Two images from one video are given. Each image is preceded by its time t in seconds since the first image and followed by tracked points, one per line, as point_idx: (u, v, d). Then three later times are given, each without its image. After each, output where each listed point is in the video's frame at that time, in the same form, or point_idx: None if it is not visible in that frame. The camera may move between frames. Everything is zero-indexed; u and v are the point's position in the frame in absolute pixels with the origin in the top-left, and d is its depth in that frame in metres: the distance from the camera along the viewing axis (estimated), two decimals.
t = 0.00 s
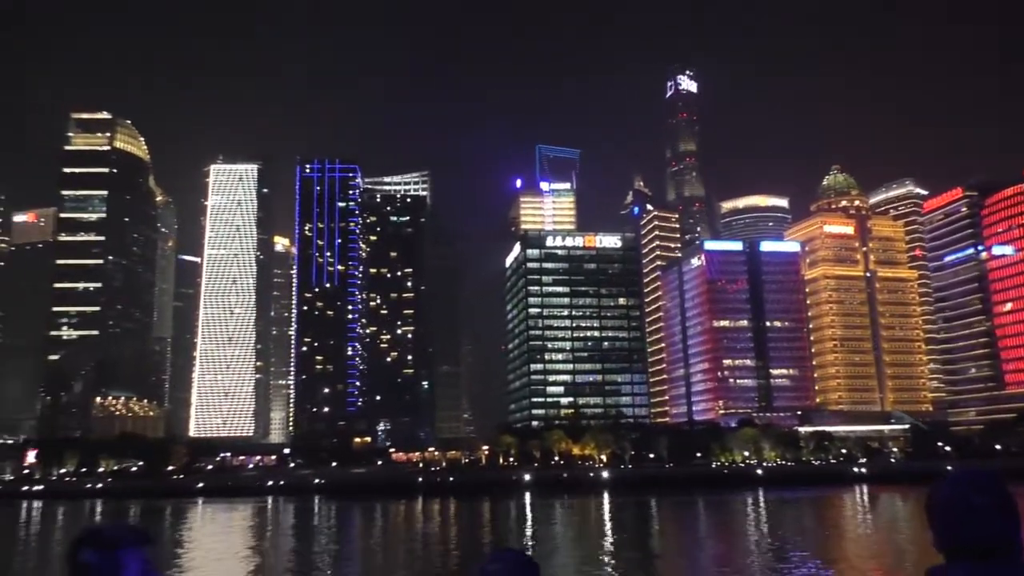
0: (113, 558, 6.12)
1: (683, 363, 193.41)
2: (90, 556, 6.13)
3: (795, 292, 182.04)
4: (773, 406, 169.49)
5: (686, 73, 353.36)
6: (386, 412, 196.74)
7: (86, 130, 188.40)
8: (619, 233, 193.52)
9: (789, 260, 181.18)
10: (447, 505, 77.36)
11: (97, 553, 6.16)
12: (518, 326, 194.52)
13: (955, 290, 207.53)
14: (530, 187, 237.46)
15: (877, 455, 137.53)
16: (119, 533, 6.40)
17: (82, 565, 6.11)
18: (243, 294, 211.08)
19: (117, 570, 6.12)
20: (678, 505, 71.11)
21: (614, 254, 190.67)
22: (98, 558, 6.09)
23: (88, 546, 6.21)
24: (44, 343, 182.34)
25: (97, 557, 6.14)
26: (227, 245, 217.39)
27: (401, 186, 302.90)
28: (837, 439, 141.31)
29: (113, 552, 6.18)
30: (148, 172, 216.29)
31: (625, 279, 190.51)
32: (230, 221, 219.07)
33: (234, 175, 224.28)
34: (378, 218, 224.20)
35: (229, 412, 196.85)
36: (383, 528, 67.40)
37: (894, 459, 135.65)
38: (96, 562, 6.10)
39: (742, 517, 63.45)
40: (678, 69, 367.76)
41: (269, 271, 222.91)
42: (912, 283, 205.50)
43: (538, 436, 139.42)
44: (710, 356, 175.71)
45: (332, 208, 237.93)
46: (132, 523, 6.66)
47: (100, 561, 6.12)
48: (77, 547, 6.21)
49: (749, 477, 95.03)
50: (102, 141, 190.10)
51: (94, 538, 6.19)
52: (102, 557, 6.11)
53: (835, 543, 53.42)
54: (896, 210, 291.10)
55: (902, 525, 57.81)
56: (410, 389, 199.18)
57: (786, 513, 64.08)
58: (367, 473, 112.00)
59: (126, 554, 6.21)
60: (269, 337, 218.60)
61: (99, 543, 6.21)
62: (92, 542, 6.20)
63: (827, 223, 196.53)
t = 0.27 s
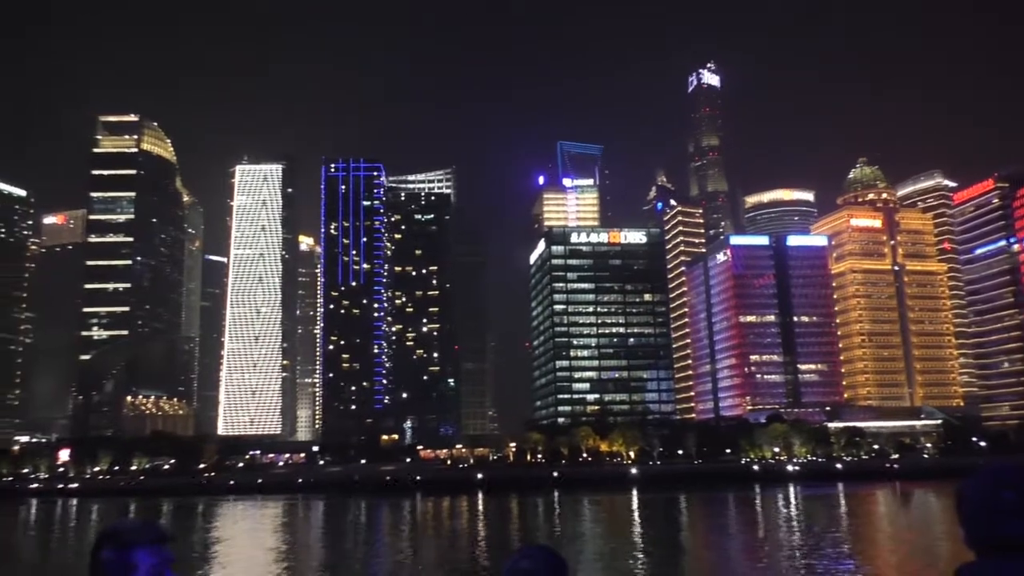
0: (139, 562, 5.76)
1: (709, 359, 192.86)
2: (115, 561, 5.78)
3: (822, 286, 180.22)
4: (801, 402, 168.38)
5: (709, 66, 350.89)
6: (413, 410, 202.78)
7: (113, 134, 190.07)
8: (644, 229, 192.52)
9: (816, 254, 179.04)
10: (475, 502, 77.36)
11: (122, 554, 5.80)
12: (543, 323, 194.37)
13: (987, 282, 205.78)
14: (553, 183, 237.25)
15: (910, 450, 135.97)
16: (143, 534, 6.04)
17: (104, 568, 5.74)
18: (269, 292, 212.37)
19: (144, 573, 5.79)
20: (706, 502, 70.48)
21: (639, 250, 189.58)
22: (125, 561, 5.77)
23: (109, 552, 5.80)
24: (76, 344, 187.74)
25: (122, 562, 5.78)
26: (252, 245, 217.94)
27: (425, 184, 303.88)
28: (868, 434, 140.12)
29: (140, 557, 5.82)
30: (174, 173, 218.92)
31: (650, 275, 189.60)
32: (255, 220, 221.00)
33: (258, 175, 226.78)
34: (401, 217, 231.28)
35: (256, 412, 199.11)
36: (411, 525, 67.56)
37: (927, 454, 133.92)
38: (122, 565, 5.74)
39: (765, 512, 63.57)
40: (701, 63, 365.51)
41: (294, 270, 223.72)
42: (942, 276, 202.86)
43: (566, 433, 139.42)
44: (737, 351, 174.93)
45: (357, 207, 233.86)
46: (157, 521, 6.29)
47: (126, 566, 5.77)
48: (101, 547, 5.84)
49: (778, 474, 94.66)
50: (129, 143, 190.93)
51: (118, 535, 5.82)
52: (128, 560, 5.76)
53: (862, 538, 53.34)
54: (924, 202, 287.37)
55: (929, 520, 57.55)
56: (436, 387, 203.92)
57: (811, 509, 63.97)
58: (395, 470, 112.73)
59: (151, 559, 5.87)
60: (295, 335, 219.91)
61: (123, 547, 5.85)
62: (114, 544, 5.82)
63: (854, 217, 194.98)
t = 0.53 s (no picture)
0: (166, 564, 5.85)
1: (736, 355, 191.67)
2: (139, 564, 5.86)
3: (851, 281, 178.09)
4: (830, 398, 166.70)
5: (732, 60, 348.58)
6: (440, 408, 205.66)
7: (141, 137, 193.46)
8: (670, 225, 191.27)
9: (844, 248, 177.31)
10: (503, 500, 77.20)
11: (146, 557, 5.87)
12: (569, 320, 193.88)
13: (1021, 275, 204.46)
14: (577, 180, 236.92)
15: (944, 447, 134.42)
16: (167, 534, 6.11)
17: None
18: (294, 292, 212.85)
19: None
20: (734, 500, 69.87)
21: (664, 246, 188.63)
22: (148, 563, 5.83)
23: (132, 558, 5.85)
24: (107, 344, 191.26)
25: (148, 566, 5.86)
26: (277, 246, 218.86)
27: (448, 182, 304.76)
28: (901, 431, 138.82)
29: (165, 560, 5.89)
30: (201, 174, 220.85)
31: (676, 272, 188.10)
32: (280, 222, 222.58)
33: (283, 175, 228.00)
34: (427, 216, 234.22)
35: (284, 411, 202.07)
36: (438, 524, 67.40)
37: (962, 451, 132.26)
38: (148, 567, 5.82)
39: (795, 510, 62.84)
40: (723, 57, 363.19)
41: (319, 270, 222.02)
42: (973, 270, 199.55)
43: (593, 430, 139.53)
44: (765, 348, 173.59)
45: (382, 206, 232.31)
46: (180, 523, 6.35)
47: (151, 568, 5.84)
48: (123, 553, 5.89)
49: (809, 471, 93.71)
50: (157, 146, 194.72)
51: (143, 537, 5.88)
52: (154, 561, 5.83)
53: (896, 537, 52.56)
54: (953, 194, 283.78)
55: (966, 519, 56.61)
56: (462, 384, 206.21)
57: (842, 507, 63.07)
58: (422, 467, 113.14)
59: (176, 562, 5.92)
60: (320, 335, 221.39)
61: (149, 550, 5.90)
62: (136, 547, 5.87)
63: (881, 211, 193.09)
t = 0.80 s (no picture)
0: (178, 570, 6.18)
1: (763, 352, 190.27)
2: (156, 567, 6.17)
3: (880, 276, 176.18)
4: (860, 395, 164.83)
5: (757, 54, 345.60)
6: (466, 406, 206.85)
7: (169, 138, 197.09)
8: (695, 221, 191.11)
9: (873, 243, 175.85)
10: (530, 497, 77.35)
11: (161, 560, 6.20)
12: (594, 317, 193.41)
13: None
14: (600, 177, 236.35)
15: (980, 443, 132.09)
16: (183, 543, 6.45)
17: None
18: (321, 291, 214.91)
19: (197, 574, 5.97)
20: (761, 498, 69.12)
21: (689, 242, 188.68)
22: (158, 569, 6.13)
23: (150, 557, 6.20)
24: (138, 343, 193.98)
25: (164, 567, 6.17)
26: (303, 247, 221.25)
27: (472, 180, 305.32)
28: (934, 427, 136.73)
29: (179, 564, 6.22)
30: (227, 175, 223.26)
31: (701, 268, 187.46)
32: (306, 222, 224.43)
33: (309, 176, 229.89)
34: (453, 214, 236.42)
35: (310, 410, 203.34)
36: (463, 522, 67.24)
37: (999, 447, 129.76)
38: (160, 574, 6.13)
39: (825, 507, 62.32)
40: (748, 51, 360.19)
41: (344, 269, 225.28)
42: (1004, 264, 196.01)
43: (620, 426, 139.89)
44: (793, 344, 172.19)
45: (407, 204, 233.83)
46: (207, 520, 6.45)
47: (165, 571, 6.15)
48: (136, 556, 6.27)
49: (841, 468, 92.64)
50: (184, 147, 198.79)
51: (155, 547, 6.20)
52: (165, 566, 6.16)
53: (930, 534, 51.99)
54: (984, 187, 279.28)
55: (1003, 516, 55.79)
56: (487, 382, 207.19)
57: (874, 504, 62.47)
58: (450, 465, 113.38)
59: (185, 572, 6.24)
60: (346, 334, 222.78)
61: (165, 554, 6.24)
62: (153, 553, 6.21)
63: (911, 205, 189.63)
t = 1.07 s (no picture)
0: (230, 550, 8.33)
1: (789, 347, 188.90)
2: (216, 545, 8.33)
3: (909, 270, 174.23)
4: (888, 391, 163.24)
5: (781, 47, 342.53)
6: (492, 403, 203.99)
7: (194, 138, 198.12)
8: (720, 216, 189.61)
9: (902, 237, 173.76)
10: (559, 495, 76.56)
11: (219, 541, 8.36)
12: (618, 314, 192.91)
13: None
14: (623, 173, 235.73)
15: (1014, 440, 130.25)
16: (232, 530, 8.62)
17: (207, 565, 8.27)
18: (343, 288, 214.24)
19: (228, 566, 8.31)
20: (789, 495, 68.48)
21: (715, 238, 186.85)
22: (219, 550, 8.27)
23: (210, 538, 8.38)
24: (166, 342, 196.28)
25: (219, 548, 8.31)
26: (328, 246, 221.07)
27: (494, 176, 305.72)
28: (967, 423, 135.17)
29: (233, 544, 8.41)
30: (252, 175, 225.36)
31: (727, 264, 186.24)
32: (330, 221, 225.40)
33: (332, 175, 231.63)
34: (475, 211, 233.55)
35: (335, 407, 204.76)
36: (490, 519, 67.23)
37: None
38: (221, 552, 8.29)
39: (860, 506, 61.16)
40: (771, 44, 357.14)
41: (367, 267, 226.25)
42: None
43: (647, 422, 139.84)
44: (820, 340, 170.78)
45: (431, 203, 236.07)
46: (235, 521, 8.86)
47: (221, 549, 8.31)
48: (198, 538, 8.41)
49: (874, 465, 91.44)
50: (210, 147, 200.76)
51: (214, 532, 8.36)
52: (223, 546, 8.32)
53: (968, 533, 50.88)
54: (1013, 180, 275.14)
55: None
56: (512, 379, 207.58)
57: (911, 502, 61.16)
58: (477, 462, 113.54)
59: (237, 552, 8.41)
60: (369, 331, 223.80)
61: (221, 537, 8.41)
62: (209, 534, 8.38)
63: (939, 198, 187.45)
